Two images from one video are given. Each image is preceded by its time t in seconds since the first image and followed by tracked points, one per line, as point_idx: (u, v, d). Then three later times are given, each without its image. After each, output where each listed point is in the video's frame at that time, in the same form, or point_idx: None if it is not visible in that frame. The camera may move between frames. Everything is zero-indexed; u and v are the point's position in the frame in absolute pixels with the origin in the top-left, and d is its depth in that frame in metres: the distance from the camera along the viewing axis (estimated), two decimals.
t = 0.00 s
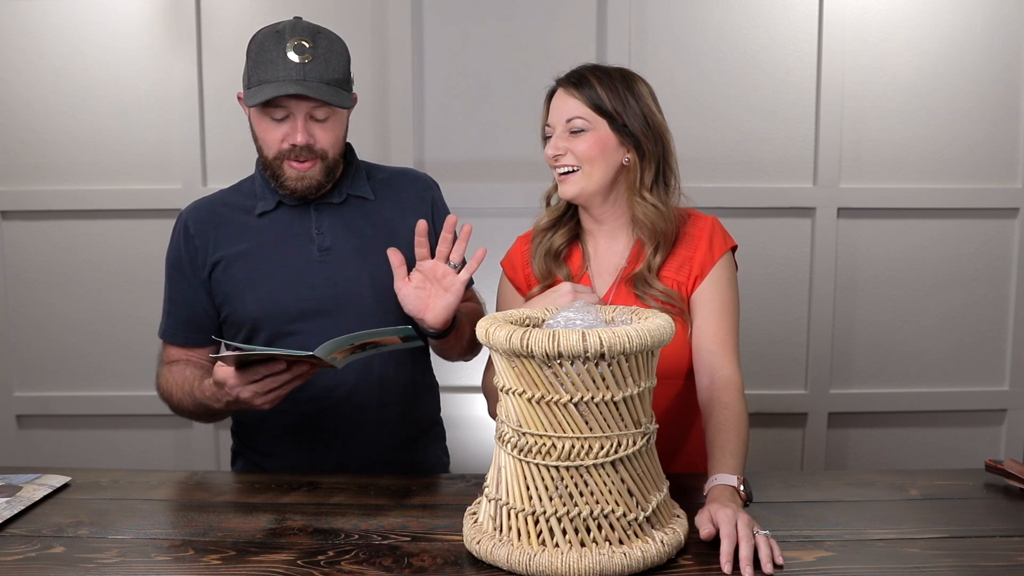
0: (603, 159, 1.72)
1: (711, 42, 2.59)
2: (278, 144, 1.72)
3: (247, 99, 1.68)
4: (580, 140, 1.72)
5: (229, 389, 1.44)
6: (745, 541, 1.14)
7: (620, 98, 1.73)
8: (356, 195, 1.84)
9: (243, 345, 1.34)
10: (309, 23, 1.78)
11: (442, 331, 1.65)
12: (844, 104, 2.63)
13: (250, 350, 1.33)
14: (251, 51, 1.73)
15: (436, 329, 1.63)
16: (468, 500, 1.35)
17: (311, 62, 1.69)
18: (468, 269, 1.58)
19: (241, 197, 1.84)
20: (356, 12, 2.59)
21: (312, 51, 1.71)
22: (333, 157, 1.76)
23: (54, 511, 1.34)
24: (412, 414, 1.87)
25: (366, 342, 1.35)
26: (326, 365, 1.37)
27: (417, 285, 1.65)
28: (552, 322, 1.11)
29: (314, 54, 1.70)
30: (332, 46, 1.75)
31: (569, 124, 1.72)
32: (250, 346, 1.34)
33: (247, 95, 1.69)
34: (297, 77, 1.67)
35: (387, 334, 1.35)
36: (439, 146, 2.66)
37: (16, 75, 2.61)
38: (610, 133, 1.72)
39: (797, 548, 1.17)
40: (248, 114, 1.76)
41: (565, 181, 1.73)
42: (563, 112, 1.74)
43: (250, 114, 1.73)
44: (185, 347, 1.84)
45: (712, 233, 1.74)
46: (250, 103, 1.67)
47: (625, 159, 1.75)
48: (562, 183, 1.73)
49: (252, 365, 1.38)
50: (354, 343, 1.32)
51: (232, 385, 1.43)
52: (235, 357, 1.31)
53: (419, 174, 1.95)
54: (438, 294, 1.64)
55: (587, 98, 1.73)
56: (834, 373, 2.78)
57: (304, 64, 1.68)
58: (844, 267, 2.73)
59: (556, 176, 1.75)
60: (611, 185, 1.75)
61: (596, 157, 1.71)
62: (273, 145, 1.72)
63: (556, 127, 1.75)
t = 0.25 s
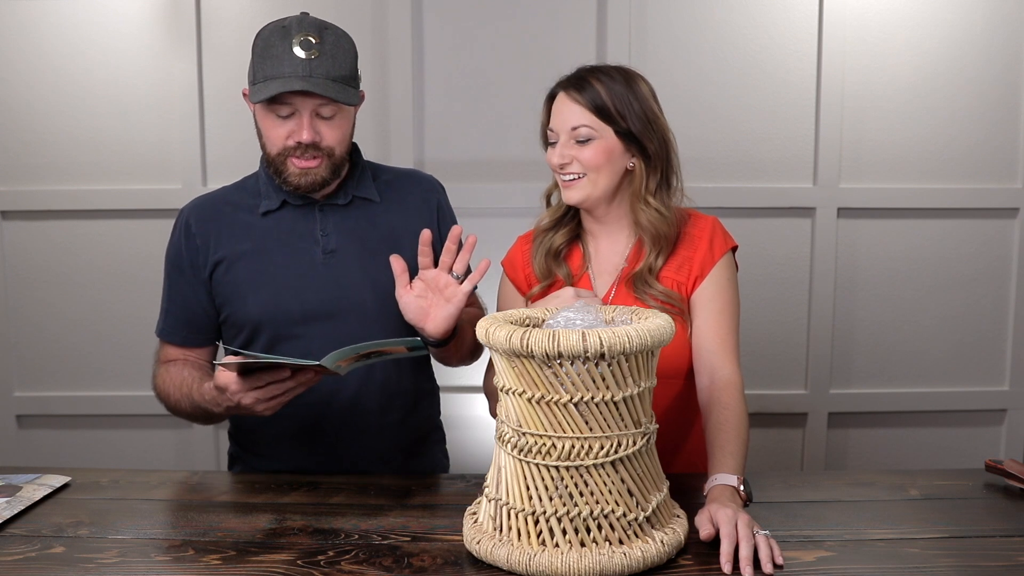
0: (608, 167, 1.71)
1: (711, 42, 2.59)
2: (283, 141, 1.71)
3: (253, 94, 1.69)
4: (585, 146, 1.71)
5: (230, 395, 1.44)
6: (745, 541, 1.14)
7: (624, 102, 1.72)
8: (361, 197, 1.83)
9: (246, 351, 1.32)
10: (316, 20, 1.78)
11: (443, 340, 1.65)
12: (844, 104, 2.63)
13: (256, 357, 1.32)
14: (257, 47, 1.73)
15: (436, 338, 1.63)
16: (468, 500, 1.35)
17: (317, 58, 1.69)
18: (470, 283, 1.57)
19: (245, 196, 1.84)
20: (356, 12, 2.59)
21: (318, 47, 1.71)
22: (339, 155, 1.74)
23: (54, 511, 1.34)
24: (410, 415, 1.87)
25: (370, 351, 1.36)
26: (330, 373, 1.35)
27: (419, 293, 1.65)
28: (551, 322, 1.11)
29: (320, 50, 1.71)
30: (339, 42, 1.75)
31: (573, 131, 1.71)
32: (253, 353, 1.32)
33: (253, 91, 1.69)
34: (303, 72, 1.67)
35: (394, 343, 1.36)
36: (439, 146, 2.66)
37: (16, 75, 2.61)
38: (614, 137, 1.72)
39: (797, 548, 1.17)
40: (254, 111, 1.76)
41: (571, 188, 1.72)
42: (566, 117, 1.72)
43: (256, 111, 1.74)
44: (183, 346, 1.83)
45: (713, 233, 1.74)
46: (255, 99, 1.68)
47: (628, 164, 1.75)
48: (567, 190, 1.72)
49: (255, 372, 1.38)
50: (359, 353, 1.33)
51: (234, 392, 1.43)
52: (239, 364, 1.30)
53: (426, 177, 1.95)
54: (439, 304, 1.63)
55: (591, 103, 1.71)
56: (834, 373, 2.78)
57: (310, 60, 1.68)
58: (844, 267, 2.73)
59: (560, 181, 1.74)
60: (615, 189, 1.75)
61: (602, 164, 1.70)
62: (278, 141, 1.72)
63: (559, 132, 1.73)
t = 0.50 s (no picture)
0: (619, 170, 1.71)
1: (711, 42, 2.59)
2: (287, 147, 1.72)
3: (257, 99, 1.68)
4: (596, 148, 1.70)
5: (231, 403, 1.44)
6: (745, 541, 1.14)
7: (633, 103, 1.70)
8: (362, 198, 1.84)
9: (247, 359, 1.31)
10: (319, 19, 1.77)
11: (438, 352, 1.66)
12: (844, 104, 2.63)
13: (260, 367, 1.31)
14: (261, 49, 1.72)
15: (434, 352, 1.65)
16: (468, 500, 1.35)
17: (322, 63, 1.69)
18: (479, 314, 1.58)
19: (245, 197, 1.83)
20: (356, 12, 2.59)
21: (323, 51, 1.71)
22: (343, 161, 1.75)
23: (54, 510, 1.34)
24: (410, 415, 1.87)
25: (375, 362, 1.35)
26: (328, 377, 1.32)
27: (419, 309, 1.62)
28: (552, 322, 1.11)
29: (324, 53, 1.70)
30: (343, 44, 1.75)
31: (583, 133, 1.69)
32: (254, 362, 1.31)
33: (257, 96, 1.68)
34: (308, 78, 1.67)
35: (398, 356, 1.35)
36: (439, 146, 2.66)
37: (16, 75, 2.61)
38: (625, 138, 1.70)
39: (797, 548, 1.17)
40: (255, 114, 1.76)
41: (581, 190, 1.71)
42: (575, 119, 1.70)
43: (258, 114, 1.73)
44: (182, 348, 1.84)
45: (716, 233, 1.73)
46: (260, 105, 1.67)
47: (637, 164, 1.75)
48: (578, 192, 1.71)
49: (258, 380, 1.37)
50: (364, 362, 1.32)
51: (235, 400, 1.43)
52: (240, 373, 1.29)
53: (426, 177, 1.95)
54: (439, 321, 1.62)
55: (599, 105, 1.69)
56: (834, 373, 2.78)
57: (315, 64, 1.68)
58: (844, 267, 2.73)
59: (570, 183, 1.73)
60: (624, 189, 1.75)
61: (613, 166, 1.70)
62: (282, 147, 1.72)
63: (569, 134, 1.71)
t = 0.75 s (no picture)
0: (625, 180, 1.71)
1: (711, 42, 2.59)
2: (286, 146, 1.71)
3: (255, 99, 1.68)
4: (603, 157, 1.70)
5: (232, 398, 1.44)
6: (745, 541, 1.14)
7: (641, 113, 1.70)
8: (362, 197, 1.84)
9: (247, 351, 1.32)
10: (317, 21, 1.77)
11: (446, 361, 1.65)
12: (844, 104, 2.63)
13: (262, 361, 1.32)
14: (259, 50, 1.72)
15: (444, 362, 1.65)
16: (468, 500, 1.35)
17: (321, 62, 1.69)
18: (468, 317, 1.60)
19: (244, 197, 1.83)
20: (356, 12, 2.59)
21: (322, 51, 1.71)
22: (342, 159, 1.75)
23: (54, 511, 1.34)
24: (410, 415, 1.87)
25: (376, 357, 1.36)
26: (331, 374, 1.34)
27: (424, 325, 1.60)
28: (551, 322, 1.11)
29: (323, 53, 1.70)
30: (341, 45, 1.75)
31: (591, 142, 1.69)
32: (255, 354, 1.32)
33: (256, 96, 1.68)
34: (308, 78, 1.66)
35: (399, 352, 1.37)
36: (439, 146, 2.66)
37: (16, 75, 2.61)
38: (631, 147, 1.70)
39: (797, 548, 1.17)
40: (254, 114, 1.76)
41: (586, 199, 1.71)
42: (583, 127, 1.69)
43: (257, 114, 1.73)
44: (182, 348, 1.83)
45: (719, 235, 1.74)
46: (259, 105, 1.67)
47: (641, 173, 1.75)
48: (583, 200, 1.72)
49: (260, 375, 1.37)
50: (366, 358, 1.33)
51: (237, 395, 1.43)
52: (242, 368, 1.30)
53: (424, 176, 1.95)
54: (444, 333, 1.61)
55: (608, 113, 1.68)
56: (834, 373, 2.78)
57: (314, 64, 1.68)
58: (845, 267, 2.73)
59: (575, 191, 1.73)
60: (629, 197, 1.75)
61: (619, 176, 1.70)
62: (281, 146, 1.72)
63: (576, 142, 1.71)
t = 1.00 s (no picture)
0: (635, 182, 1.71)
1: (711, 42, 2.59)
2: (293, 140, 1.72)
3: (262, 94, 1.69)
4: (616, 157, 1.69)
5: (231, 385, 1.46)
6: (745, 541, 1.14)
7: (660, 117, 1.69)
8: (362, 196, 1.84)
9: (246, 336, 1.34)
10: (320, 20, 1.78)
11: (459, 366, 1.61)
12: (844, 104, 2.63)
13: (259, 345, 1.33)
14: (265, 47, 1.73)
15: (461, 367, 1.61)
16: (468, 500, 1.35)
17: (327, 57, 1.69)
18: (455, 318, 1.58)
19: (247, 194, 1.83)
20: (356, 12, 2.59)
21: (327, 46, 1.71)
22: (348, 153, 1.75)
23: (53, 511, 1.34)
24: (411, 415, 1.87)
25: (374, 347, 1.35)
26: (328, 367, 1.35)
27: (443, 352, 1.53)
28: (551, 322, 1.11)
29: (329, 49, 1.71)
30: (346, 41, 1.76)
31: (606, 140, 1.68)
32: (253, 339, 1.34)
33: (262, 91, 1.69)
34: (314, 72, 1.67)
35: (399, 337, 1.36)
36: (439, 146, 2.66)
37: (16, 75, 2.61)
38: (646, 151, 1.70)
39: (797, 548, 1.17)
40: (261, 112, 1.76)
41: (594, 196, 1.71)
42: (600, 126, 1.69)
43: (265, 110, 1.73)
44: (183, 342, 1.83)
45: (726, 240, 1.74)
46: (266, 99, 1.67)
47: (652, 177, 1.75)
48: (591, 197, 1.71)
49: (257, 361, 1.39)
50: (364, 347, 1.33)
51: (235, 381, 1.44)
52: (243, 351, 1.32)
53: (425, 177, 1.95)
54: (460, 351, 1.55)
55: (627, 115, 1.68)
56: (834, 373, 2.78)
57: (320, 59, 1.68)
58: (845, 267, 2.73)
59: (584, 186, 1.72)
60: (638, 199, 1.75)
61: (630, 178, 1.69)
62: (288, 141, 1.72)
63: (592, 139, 1.70)
